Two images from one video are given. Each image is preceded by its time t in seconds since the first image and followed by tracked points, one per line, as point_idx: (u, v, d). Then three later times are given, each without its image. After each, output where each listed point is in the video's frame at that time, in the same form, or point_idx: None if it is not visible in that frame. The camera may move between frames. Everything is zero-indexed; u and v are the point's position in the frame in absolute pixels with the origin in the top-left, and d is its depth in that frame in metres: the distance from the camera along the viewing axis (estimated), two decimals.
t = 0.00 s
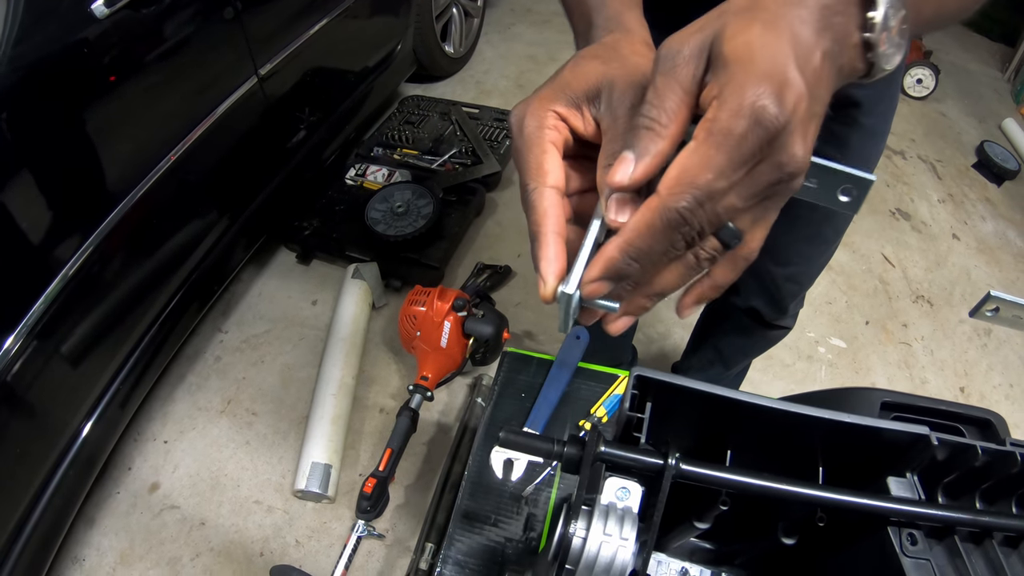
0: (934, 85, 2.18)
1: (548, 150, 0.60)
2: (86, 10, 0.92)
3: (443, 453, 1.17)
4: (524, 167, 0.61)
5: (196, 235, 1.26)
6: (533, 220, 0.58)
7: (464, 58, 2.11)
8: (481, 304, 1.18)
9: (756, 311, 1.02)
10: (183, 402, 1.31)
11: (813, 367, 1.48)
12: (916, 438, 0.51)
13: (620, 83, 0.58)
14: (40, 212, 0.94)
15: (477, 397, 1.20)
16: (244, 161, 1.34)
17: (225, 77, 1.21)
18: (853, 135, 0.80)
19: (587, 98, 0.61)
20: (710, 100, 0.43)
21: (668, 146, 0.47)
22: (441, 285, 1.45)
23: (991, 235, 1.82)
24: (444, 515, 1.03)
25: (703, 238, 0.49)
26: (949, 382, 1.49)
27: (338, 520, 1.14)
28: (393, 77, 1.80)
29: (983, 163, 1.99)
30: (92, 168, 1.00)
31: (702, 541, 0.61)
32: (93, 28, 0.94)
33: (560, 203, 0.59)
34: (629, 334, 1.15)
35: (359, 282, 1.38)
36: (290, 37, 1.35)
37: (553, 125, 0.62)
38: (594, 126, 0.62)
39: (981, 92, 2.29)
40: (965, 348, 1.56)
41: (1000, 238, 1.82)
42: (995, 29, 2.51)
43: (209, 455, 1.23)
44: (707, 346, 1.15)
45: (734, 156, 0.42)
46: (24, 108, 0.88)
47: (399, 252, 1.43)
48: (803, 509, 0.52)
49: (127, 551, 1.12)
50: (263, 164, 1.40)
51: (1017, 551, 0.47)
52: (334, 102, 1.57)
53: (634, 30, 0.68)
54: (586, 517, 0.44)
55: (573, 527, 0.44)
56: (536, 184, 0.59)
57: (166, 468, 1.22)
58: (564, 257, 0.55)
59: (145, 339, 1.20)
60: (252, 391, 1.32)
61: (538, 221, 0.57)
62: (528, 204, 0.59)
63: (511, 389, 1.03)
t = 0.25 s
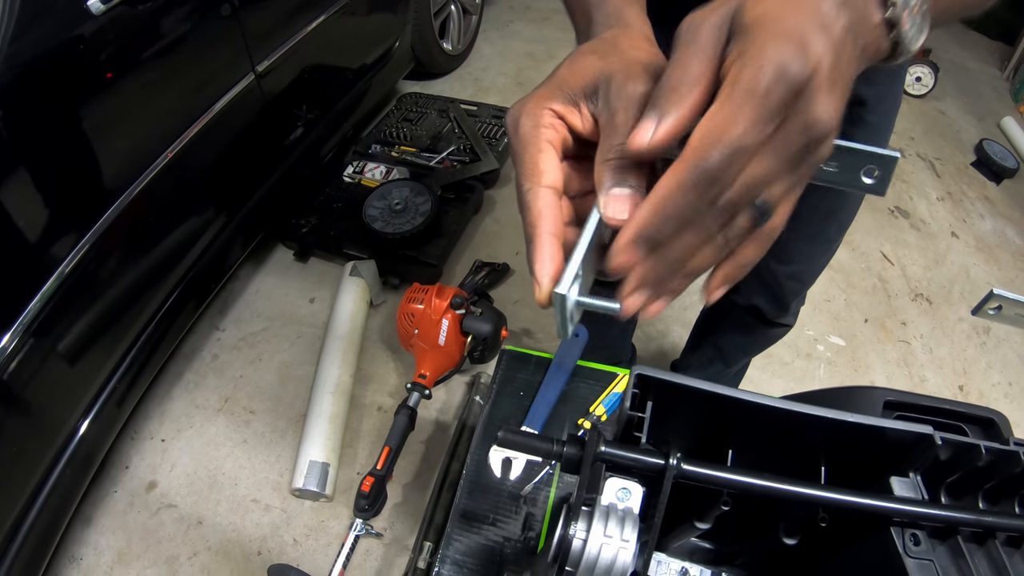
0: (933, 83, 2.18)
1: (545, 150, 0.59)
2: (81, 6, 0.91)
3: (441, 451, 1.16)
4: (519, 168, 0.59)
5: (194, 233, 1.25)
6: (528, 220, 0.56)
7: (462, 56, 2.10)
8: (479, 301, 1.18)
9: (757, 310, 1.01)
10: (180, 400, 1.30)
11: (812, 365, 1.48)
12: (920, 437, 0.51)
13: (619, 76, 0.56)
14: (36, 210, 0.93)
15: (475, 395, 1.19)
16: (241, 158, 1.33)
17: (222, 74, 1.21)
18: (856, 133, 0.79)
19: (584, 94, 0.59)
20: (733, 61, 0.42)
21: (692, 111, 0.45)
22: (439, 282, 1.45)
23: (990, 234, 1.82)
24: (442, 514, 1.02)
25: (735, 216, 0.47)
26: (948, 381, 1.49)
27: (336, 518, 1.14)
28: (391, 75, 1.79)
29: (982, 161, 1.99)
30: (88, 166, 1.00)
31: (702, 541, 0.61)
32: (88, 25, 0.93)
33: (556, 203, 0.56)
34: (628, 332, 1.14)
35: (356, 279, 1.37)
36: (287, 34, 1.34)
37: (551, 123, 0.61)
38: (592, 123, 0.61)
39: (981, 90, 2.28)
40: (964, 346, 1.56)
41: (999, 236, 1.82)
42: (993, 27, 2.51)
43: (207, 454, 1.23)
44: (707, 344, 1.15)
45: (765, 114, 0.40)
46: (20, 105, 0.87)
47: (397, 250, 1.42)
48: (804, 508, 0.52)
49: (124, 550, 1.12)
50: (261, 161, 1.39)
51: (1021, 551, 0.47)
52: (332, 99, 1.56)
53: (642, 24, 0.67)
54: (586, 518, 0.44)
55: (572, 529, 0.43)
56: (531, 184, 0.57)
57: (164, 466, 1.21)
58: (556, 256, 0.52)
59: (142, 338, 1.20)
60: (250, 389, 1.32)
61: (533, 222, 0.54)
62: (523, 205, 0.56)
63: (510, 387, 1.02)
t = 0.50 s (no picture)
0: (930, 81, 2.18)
1: (504, 144, 0.61)
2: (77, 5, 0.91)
3: (438, 450, 1.16)
4: (478, 161, 0.61)
5: (190, 232, 1.25)
6: (485, 213, 0.57)
7: (458, 54, 2.09)
8: (475, 300, 1.17)
9: (754, 309, 1.01)
10: (177, 400, 1.30)
11: (809, 364, 1.48)
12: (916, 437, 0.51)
13: (576, 72, 0.58)
14: (32, 210, 0.93)
15: (472, 394, 1.19)
16: (238, 157, 1.33)
17: (218, 72, 1.20)
18: (853, 133, 0.79)
19: (545, 88, 0.60)
20: None
21: None
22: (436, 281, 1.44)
23: (987, 232, 1.83)
24: (439, 513, 1.02)
25: None
26: (945, 379, 1.49)
27: (333, 518, 1.14)
28: (387, 73, 1.79)
29: (980, 159, 1.99)
30: (84, 165, 0.99)
31: (698, 541, 0.60)
32: (84, 24, 0.92)
33: (512, 195, 0.58)
34: (624, 331, 1.14)
35: (353, 278, 1.37)
36: (283, 33, 1.34)
37: (511, 117, 0.62)
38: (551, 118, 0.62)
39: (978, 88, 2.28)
40: (961, 344, 1.56)
41: (996, 234, 1.83)
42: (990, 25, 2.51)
43: (204, 453, 1.23)
44: (704, 343, 1.15)
45: None
46: (16, 105, 0.87)
47: (394, 249, 1.42)
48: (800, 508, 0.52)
49: (122, 550, 1.12)
50: (257, 160, 1.39)
51: (1018, 550, 0.47)
52: (328, 97, 1.56)
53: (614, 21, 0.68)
54: (580, 519, 0.44)
55: (566, 529, 0.43)
56: (488, 177, 0.59)
57: (161, 466, 1.21)
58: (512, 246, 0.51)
59: (138, 338, 1.19)
60: (247, 388, 1.31)
61: (489, 214, 0.56)
62: (480, 197, 0.59)
63: (506, 387, 1.02)
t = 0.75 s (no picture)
0: (925, 83, 2.20)
1: (483, 170, 0.63)
2: (75, 21, 0.92)
3: (437, 458, 1.17)
4: (459, 187, 0.63)
5: (190, 243, 1.26)
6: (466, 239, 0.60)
7: (455, 63, 2.11)
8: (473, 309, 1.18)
9: (749, 315, 1.02)
10: (178, 410, 1.31)
11: (807, 367, 1.49)
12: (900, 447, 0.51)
13: (553, 97, 0.61)
14: (33, 223, 0.94)
15: (470, 401, 1.20)
16: (236, 168, 1.34)
17: (216, 84, 1.22)
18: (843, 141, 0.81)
19: (523, 113, 0.63)
20: None
21: None
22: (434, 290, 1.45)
23: (983, 232, 1.84)
24: (438, 521, 1.03)
25: None
26: (943, 380, 1.50)
27: (334, 526, 1.14)
28: (384, 83, 1.80)
29: (975, 160, 2.01)
30: (84, 178, 1.01)
31: (692, 547, 0.62)
32: (82, 40, 0.94)
33: (492, 222, 0.61)
34: (622, 338, 1.15)
35: (351, 288, 1.38)
36: (280, 45, 1.35)
37: (490, 142, 0.65)
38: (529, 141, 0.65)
39: (973, 89, 2.30)
40: (958, 346, 1.57)
41: (992, 235, 1.84)
42: (985, 26, 2.53)
43: (205, 463, 1.23)
44: (700, 348, 1.16)
45: None
46: (17, 118, 0.88)
47: (391, 258, 1.43)
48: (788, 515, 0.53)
49: (124, 561, 1.12)
50: (255, 171, 1.40)
51: (1004, 555, 0.48)
52: (325, 108, 1.57)
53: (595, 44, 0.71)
54: (568, 528, 0.45)
55: (555, 538, 0.45)
56: (470, 205, 0.61)
57: (162, 476, 1.22)
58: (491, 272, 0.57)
59: (139, 348, 1.20)
60: (247, 398, 1.32)
61: (470, 241, 0.59)
62: (461, 223, 0.61)
63: (502, 395, 1.03)
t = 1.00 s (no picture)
0: (920, 85, 2.21)
1: (481, 189, 0.65)
2: (75, 32, 0.93)
3: (437, 463, 1.18)
4: (458, 206, 0.64)
5: (190, 251, 1.27)
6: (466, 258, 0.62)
7: (452, 70, 2.13)
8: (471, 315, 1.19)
9: (746, 318, 1.03)
10: (179, 417, 1.31)
11: (805, 369, 1.50)
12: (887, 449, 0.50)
13: (548, 117, 0.62)
14: (34, 231, 0.95)
15: (469, 406, 1.21)
16: (235, 176, 1.35)
17: (215, 92, 1.23)
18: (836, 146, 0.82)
19: (519, 133, 0.65)
20: None
21: None
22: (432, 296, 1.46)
23: (981, 233, 1.85)
24: (438, 526, 1.03)
25: None
26: (941, 381, 1.51)
27: (335, 531, 1.15)
28: (381, 90, 1.82)
29: (972, 160, 2.02)
30: (84, 186, 1.01)
31: (688, 549, 0.63)
32: (82, 50, 0.95)
33: (491, 240, 0.63)
34: (620, 342, 1.16)
35: (350, 294, 1.39)
36: (278, 53, 1.36)
37: (487, 162, 0.67)
38: (526, 159, 0.67)
39: (969, 90, 2.32)
40: (956, 346, 1.58)
41: (989, 235, 1.85)
42: (980, 27, 2.55)
43: (206, 470, 1.24)
44: (698, 352, 1.16)
45: None
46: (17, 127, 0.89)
47: (390, 264, 1.44)
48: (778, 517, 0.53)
49: (126, 567, 1.13)
50: (254, 179, 1.41)
51: (995, 554, 0.49)
52: (323, 115, 1.58)
53: (590, 61, 0.73)
54: (558, 530, 0.46)
55: (546, 540, 0.46)
56: (469, 224, 0.63)
57: (164, 483, 1.22)
58: (490, 288, 0.59)
59: (140, 355, 1.21)
60: (248, 404, 1.33)
61: (469, 260, 0.61)
62: (460, 243, 0.63)
63: (499, 401, 1.04)
